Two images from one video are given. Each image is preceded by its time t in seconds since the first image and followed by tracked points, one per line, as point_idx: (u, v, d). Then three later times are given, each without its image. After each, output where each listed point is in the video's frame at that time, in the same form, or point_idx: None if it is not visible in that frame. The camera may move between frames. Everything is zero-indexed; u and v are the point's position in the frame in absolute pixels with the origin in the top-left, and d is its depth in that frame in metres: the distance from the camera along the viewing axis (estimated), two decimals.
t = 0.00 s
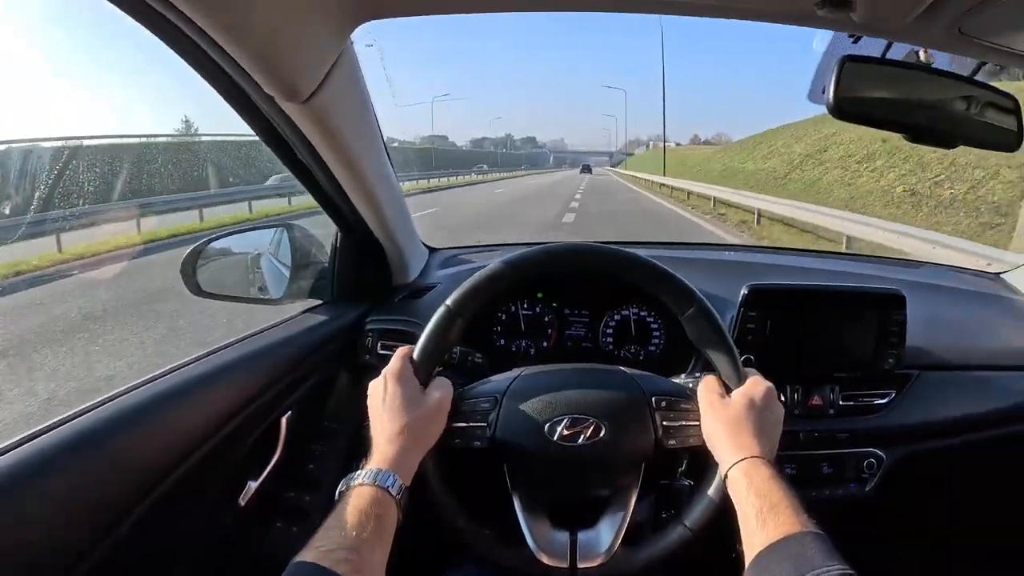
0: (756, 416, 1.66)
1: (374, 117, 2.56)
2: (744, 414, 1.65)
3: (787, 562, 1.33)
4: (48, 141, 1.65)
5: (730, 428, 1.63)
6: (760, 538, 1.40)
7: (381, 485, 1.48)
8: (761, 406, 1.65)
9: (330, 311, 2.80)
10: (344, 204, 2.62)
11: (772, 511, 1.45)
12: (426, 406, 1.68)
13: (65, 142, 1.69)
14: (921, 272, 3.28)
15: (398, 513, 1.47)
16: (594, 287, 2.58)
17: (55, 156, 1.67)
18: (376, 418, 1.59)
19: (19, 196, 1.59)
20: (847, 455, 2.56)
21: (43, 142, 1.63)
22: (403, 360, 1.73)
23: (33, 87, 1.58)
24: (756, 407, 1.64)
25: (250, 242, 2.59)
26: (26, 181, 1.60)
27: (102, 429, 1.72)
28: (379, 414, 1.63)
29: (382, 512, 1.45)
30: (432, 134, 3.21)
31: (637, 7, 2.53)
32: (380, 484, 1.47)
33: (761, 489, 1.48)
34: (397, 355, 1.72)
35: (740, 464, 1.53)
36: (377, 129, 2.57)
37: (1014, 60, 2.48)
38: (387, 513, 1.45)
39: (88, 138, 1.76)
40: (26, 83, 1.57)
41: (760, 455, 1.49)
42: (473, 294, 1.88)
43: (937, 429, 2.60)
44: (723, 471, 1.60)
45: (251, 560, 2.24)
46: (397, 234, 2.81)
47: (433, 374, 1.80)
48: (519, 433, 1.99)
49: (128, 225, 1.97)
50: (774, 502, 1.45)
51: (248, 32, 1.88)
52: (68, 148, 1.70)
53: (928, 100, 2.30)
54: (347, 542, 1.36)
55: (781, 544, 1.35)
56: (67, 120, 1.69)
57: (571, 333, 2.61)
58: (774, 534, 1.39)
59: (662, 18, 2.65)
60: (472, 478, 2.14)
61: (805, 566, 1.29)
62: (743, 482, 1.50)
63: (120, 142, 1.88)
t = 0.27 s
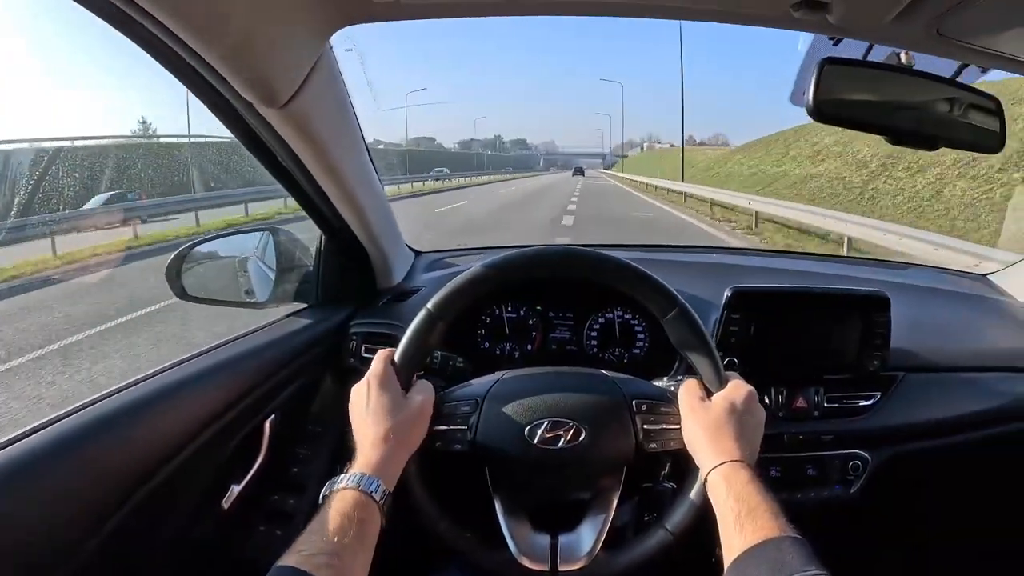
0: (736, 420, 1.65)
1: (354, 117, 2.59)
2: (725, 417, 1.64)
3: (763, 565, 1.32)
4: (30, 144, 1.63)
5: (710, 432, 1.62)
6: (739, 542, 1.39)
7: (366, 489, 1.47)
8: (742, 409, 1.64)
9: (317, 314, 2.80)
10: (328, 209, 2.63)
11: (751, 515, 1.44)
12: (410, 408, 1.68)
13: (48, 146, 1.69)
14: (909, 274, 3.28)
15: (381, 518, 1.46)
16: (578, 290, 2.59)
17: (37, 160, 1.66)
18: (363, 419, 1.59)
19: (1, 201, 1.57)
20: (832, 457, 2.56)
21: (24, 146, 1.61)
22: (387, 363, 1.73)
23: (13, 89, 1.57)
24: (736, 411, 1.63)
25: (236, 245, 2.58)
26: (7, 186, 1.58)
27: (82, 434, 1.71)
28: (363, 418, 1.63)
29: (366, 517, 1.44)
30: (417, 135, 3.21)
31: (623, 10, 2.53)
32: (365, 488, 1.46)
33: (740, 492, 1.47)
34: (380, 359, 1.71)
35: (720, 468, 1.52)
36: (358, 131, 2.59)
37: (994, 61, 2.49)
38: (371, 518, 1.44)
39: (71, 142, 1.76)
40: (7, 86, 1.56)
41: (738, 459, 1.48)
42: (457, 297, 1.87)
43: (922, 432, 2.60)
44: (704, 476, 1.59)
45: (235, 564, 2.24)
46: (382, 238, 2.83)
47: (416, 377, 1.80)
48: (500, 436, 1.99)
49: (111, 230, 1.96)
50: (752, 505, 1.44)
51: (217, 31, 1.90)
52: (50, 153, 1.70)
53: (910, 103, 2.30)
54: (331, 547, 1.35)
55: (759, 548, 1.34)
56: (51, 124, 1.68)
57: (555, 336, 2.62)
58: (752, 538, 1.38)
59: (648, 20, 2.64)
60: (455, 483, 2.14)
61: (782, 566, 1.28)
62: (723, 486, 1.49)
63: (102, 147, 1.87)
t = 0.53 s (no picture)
0: (721, 421, 1.65)
1: (338, 116, 2.59)
2: (709, 418, 1.65)
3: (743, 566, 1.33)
4: (13, 147, 1.65)
5: (694, 434, 1.63)
6: (720, 545, 1.40)
7: (366, 501, 1.49)
8: (725, 411, 1.64)
9: (307, 315, 2.82)
10: (316, 212, 2.65)
11: (731, 518, 1.45)
12: (401, 411, 1.67)
13: (33, 150, 1.70)
14: (903, 273, 3.27)
15: (381, 530, 1.48)
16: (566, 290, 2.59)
17: (21, 163, 1.67)
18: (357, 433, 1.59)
19: None
20: (821, 457, 2.55)
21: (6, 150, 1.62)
22: (372, 372, 1.70)
23: None
24: (721, 412, 1.63)
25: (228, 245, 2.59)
26: None
27: (68, 434, 1.72)
28: (357, 431, 1.62)
29: (365, 529, 1.46)
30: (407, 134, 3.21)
31: (611, 10, 2.53)
32: (365, 500, 1.48)
33: (721, 495, 1.48)
34: (364, 369, 1.68)
35: (702, 470, 1.52)
36: (342, 130, 2.60)
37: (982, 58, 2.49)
38: (371, 530, 1.46)
39: (55, 146, 1.77)
40: None
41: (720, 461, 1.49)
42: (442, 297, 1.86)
43: (912, 432, 2.59)
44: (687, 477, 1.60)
45: (223, 564, 2.25)
46: (370, 240, 2.84)
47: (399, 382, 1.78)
48: (484, 437, 2.00)
49: (97, 233, 1.97)
50: (734, 508, 1.45)
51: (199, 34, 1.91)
52: (34, 157, 1.71)
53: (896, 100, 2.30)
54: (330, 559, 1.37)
55: (741, 551, 1.36)
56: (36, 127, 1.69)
57: (544, 337, 2.62)
58: (733, 541, 1.40)
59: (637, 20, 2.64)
60: (441, 486, 2.15)
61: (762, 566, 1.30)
62: (704, 488, 1.50)
63: (87, 150, 1.88)
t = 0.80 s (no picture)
0: (709, 427, 1.68)
1: (330, 121, 2.62)
2: (697, 424, 1.67)
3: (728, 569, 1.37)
4: (9, 153, 1.68)
5: (681, 439, 1.65)
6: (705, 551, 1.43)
7: (355, 498, 1.52)
8: (713, 417, 1.67)
9: (302, 317, 2.84)
10: (309, 217, 2.67)
11: (717, 523, 1.47)
12: (392, 412, 1.70)
13: (30, 158, 1.72)
14: (895, 274, 3.28)
15: (370, 525, 1.51)
16: (558, 292, 2.62)
17: (17, 169, 1.70)
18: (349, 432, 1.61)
19: None
20: (812, 459, 2.57)
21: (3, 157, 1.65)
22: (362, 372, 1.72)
23: None
24: (709, 419, 1.65)
25: (220, 249, 2.62)
26: None
27: (65, 437, 1.75)
28: (347, 430, 1.64)
29: (354, 525, 1.49)
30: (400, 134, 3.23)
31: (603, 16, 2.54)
32: (354, 497, 1.50)
33: (707, 501, 1.51)
34: (354, 369, 1.70)
35: (689, 476, 1.55)
36: (334, 134, 2.62)
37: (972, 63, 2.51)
38: (360, 526, 1.49)
39: (52, 153, 1.80)
40: None
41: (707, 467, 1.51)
42: (433, 301, 1.89)
43: (903, 434, 2.61)
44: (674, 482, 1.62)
45: (219, 564, 2.27)
46: (363, 244, 2.87)
47: (392, 382, 1.82)
48: (474, 438, 2.02)
49: (91, 238, 2.00)
50: (719, 514, 1.48)
51: (190, 42, 1.94)
52: (31, 165, 1.74)
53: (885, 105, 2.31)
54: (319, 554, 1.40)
55: (726, 554, 1.39)
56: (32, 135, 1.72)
57: (536, 339, 2.64)
58: (718, 546, 1.42)
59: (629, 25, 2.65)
60: (432, 485, 2.17)
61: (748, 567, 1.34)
62: (691, 494, 1.52)
63: (82, 156, 1.91)
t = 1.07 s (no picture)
0: (706, 430, 1.69)
1: (330, 122, 2.64)
2: (694, 427, 1.69)
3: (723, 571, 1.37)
4: (8, 150, 1.68)
5: (679, 441, 1.66)
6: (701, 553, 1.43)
7: (351, 491, 1.53)
8: (711, 421, 1.68)
9: (300, 316, 2.84)
10: (307, 214, 2.68)
11: (713, 526, 1.48)
12: (390, 407, 1.72)
13: (26, 156, 1.73)
14: (892, 273, 3.29)
15: (365, 518, 1.52)
16: (556, 291, 2.61)
17: (15, 165, 1.70)
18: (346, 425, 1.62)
19: None
20: (809, 458, 2.58)
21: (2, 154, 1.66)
22: (361, 366, 1.74)
23: None
24: (706, 422, 1.67)
25: (218, 248, 2.61)
26: None
27: (64, 435, 1.75)
28: (343, 424, 1.65)
29: (349, 519, 1.49)
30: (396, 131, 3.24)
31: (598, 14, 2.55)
32: (350, 491, 1.51)
33: (704, 504, 1.52)
34: (353, 363, 1.72)
35: (686, 478, 1.56)
36: (332, 134, 2.64)
37: (968, 61, 2.51)
38: (355, 519, 1.49)
39: (49, 152, 1.80)
40: None
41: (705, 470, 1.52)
42: (432, 297, 1.91)
43: (899, 432, 2.61)
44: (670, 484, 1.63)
45: (217, 563, 2.28)
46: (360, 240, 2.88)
47: (390, 375, 1.86)
48: (471, 435, 2.02)
49: (90, 237, 2.00)
50: (716, 517, 1.49)
51: (197, 45, 1.94)
52: (28, 163, 1.74)
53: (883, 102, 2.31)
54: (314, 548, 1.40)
55: (723, 556, 1.40)
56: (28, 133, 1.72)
57: (534, 337, 2.64)
58: (715, 549, 1.42)
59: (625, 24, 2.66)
60: (428, 482, 2.17)
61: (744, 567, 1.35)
62: (688, 497, 1.53)
63: (79, 155, 1.91)
